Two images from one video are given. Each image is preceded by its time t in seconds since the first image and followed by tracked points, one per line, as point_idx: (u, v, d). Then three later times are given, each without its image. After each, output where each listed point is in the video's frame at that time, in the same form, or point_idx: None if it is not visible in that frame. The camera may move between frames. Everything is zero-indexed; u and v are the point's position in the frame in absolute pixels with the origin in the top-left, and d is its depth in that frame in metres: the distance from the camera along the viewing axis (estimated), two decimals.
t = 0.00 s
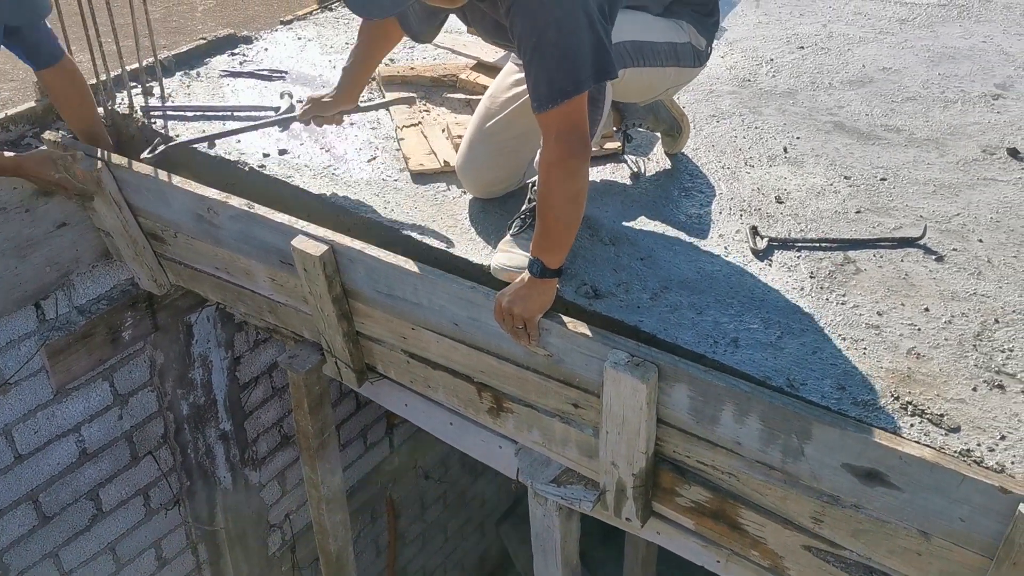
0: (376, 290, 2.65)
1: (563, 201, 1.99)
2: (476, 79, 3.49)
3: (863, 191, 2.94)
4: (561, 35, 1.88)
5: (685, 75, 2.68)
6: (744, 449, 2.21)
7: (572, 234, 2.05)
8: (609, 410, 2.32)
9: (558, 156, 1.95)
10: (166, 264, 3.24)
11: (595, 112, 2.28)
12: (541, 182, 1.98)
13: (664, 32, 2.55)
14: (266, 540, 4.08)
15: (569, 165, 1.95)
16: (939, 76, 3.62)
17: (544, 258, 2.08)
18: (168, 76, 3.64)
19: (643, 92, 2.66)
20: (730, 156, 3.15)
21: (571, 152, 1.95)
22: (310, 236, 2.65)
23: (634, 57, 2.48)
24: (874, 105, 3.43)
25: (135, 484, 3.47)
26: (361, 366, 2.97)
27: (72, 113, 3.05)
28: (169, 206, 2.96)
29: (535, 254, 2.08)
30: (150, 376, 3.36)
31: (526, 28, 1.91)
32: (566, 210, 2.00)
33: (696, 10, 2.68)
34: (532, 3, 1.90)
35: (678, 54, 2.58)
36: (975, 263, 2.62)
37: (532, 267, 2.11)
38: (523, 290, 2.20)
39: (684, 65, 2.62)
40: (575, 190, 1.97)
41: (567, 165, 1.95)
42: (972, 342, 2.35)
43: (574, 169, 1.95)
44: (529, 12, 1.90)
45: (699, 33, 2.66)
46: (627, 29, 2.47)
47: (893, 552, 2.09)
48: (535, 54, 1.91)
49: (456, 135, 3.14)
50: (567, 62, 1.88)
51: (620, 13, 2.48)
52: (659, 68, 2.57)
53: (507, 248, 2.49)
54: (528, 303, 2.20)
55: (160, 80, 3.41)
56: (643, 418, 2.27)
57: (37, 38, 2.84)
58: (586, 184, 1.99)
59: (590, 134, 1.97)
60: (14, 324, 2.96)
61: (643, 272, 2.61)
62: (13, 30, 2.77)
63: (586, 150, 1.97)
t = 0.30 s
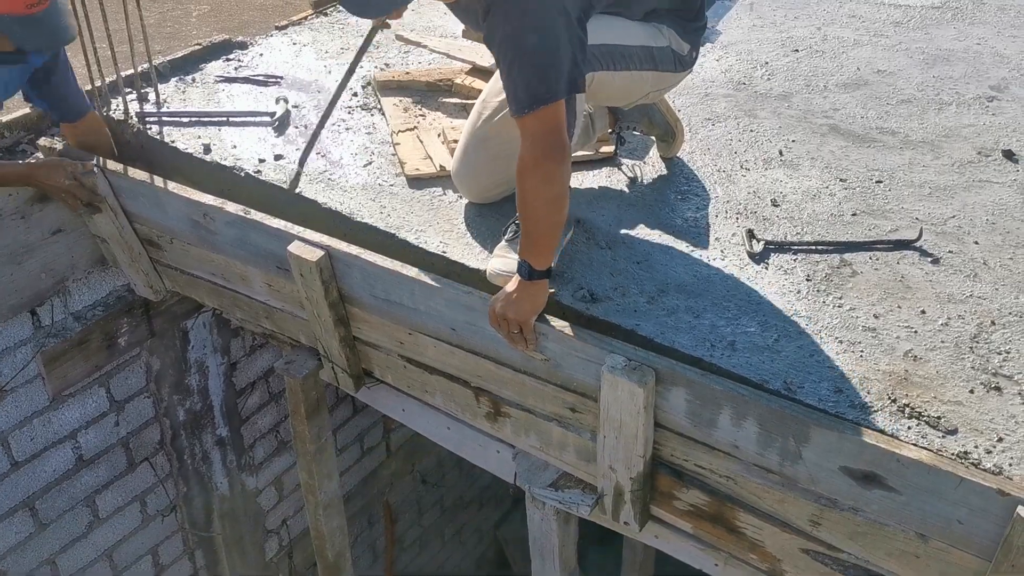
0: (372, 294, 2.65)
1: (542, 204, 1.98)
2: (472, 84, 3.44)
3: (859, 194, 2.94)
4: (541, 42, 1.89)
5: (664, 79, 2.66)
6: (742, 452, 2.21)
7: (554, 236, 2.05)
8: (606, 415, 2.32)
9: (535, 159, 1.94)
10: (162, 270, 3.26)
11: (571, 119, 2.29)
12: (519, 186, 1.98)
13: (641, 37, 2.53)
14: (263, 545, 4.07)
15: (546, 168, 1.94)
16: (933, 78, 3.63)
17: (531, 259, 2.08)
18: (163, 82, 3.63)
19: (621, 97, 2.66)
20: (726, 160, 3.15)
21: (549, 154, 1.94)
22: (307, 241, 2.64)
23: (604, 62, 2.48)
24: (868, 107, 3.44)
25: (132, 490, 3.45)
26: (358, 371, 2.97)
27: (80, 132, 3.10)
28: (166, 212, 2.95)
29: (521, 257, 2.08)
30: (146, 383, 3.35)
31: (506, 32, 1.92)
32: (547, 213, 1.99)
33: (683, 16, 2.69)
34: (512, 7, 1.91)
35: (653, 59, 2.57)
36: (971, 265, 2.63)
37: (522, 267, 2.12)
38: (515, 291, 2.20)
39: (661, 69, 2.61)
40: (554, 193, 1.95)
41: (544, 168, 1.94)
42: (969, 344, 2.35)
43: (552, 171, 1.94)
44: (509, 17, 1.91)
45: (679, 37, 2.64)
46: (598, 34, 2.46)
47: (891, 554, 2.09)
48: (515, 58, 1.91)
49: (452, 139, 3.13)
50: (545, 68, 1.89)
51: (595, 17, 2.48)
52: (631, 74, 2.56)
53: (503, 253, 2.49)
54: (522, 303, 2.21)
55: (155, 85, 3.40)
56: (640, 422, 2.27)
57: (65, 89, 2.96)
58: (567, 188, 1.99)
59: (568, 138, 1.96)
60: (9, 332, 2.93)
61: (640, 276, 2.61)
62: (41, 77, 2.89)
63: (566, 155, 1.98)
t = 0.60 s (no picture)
0: (368, 303, 2.66)
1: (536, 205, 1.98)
2: (465, 92, 3.47)
3: (852, 199, 2.96)
4: (535, 46, 1.90)
5: (652, 90, 2.67)
6: (738, 457, 2.22)
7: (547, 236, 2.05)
8: (602, 421, 2.33)
9: (527, 160, 1.95)
10: (158, 280, 3.23)
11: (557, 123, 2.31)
12: (512, 187, 1.97)
13: (624, 48, 2.54)
14: (261, 555, 4.05)
15: (540, 169, 1.95)
16: (925, 83, 3.65)
17: (523, 259, 2.06)
18: (157, 93, 3.64)
19: (606, 108, 2.66)
20: (719, 166, 3.16)
21: (543, 156, 1.94)
22: (302, 250, 2.65)
23: (584, 72, 2.47)
24: (861, 112, 3.46)
25: (129, 501, 3.43)
26: (354, 380, 2.96)
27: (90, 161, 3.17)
28: (161, 222, 2.96)
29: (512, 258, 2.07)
30: (142, 393, 3.34)
31: (499, 35, 1.91)
32: (540, 214, 1.99)
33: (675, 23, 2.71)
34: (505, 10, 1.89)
35: (637, 69, 2.57)
36: (964, 269, 2.64)
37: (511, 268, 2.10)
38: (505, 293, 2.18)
39: (647, 81, 2.62)
40: (548, 194, 1.96)
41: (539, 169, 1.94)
42: (963, 348, 2.36)
43: (546, 172, 1.94)
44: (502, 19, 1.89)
45: (668, 51, 2.66)
46: (580, 43, 2.46)
47: (888, 558, 2.09)
48: (509, 63, 1.90)
49: (447, 148, 3.13)
50: (539, 71, 1.91)
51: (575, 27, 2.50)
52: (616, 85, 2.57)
53: (498, 260, 2.50)
54: (512, 305, 2.18)
55: (149, 96, 3.41)
56: (636, 428, 2.27)
57: (72, 129, 3.03)
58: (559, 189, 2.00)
59: (561, 138, 1.97)
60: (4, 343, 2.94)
61: (634, 283, 2.61)
62: (51, 118, 2.97)
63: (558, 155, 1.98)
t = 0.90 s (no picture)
0: (365, 315, 2.66)
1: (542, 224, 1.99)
2: (460, 104, 3.48)
3: (846, 208, 2.97)
4: (543, 67, 1.88)
5: (653, 97, 2.70)
6: (735, 466, 2.23)
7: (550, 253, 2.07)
8: (598, 432, 2.34)
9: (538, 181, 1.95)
10: (155, 293, 3.23)
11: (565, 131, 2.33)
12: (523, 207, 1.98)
13: (623, 56, 2.55)
14: (259, 567, 4.02)
15: (550, 191, 1.95)
16: (917, 92, 3.67)
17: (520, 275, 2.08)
18: (154, 107, 3.65)
19: (607, 118, 2.69)
20: (714, 176, 3.18)
21: (553, 177, 1.94)
22: (299, 263, 2.66)
23: (583, 85, 2.50)
24: (854, 121, 3.48)
25: (126, 515, 3.41)
26: (352, 392, 2.97)
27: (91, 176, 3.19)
28: (158, 235, 2.96)
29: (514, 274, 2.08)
30: (140, 406, 3.33)
31: (506, 58, 1.89)
32: (548, 233, 2.00)
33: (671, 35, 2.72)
34: (510, 33, 1.88)
35: (636, 76, 2.58)
36: (957, 276, 2.65)
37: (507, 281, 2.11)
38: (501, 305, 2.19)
39: (647, 87, 2.64)
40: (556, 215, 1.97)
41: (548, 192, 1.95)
42: (957, 355, 2.38)
43: (556, 194, 1.95)
44: (508, 43, 1.88)
45: (665, 54, 2.66)
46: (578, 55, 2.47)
47: (886, 566, 2.10)
48: (517, 87, 1.89)
49: (443, 160, 3.14)
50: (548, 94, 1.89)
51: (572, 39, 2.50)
52: (614, 100, 2.62)
53: (494, 272, 2.51)
54: (506, 317, 2.20)
55: (146, 110, 3.42)
56: (633, 438, 2.28)
57: (70, 154, 3.08)
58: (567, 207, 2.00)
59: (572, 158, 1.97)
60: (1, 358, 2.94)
61: (630, 293, 2.62)
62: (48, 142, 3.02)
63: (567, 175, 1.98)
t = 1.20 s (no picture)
0: (363, 323, 2.67)
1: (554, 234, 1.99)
2: (457, 112, 3.45)
3: (842, 214, 2.98)
4: (560, 93, 1.81)
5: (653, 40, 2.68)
6: (732, 473, 2.23)
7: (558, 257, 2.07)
8: (596, 439, 2.34)
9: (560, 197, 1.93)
10: (153, 302, 3.24)
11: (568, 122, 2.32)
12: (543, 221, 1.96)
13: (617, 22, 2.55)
14: None
15: (570, 207, 1.94)
16: (913, 98, 3.69)
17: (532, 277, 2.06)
18: (151, 116, 3.66)
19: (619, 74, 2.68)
20: (710, 183, 3.19)
21: (574, 194, 1.93)
22: (297, 271, 2.67)
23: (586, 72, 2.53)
24: (849, 128, 3.49)
25: (125, 524, 3.40)
26: (350, 400, 2.96)
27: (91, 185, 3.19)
28: (156, 243, 2.97)
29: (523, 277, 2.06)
30: (138, 415, 3.31)
31: (522, 85, 1.80)
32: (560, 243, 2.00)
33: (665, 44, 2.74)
34: (524, 64, 1.79)
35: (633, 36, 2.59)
36: (953, 282, 2.66)
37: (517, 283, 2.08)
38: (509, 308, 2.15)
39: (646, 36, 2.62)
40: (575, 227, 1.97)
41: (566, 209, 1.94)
42: (953, 361, 2.38)
43: (573, 211, 1.94)
44: (523, 76, 1.79)
45: None
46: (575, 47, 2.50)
47: (883, 572, 2.10)
48: (537, 116, 1.82)
49: (439, 168, 3.13)
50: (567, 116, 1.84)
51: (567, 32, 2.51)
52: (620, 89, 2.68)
53: (491, 280, 2.52)
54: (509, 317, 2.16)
55: (144, 120, 3.43)
56: (630, 445, 2.28)
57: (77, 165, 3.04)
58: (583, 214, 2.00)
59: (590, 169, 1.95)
60: None
61: (627, 300, 2.63)
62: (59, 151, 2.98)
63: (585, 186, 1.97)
